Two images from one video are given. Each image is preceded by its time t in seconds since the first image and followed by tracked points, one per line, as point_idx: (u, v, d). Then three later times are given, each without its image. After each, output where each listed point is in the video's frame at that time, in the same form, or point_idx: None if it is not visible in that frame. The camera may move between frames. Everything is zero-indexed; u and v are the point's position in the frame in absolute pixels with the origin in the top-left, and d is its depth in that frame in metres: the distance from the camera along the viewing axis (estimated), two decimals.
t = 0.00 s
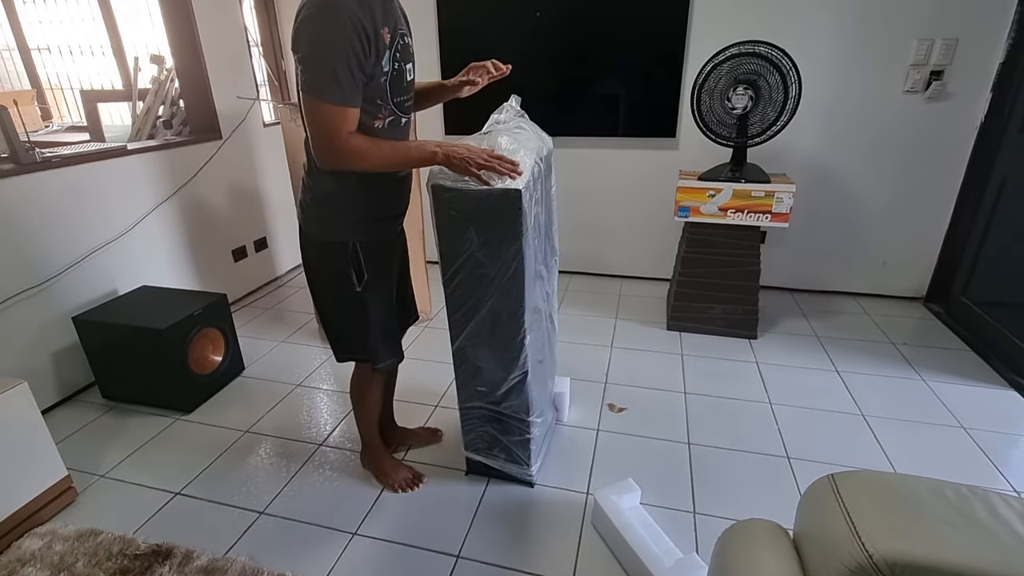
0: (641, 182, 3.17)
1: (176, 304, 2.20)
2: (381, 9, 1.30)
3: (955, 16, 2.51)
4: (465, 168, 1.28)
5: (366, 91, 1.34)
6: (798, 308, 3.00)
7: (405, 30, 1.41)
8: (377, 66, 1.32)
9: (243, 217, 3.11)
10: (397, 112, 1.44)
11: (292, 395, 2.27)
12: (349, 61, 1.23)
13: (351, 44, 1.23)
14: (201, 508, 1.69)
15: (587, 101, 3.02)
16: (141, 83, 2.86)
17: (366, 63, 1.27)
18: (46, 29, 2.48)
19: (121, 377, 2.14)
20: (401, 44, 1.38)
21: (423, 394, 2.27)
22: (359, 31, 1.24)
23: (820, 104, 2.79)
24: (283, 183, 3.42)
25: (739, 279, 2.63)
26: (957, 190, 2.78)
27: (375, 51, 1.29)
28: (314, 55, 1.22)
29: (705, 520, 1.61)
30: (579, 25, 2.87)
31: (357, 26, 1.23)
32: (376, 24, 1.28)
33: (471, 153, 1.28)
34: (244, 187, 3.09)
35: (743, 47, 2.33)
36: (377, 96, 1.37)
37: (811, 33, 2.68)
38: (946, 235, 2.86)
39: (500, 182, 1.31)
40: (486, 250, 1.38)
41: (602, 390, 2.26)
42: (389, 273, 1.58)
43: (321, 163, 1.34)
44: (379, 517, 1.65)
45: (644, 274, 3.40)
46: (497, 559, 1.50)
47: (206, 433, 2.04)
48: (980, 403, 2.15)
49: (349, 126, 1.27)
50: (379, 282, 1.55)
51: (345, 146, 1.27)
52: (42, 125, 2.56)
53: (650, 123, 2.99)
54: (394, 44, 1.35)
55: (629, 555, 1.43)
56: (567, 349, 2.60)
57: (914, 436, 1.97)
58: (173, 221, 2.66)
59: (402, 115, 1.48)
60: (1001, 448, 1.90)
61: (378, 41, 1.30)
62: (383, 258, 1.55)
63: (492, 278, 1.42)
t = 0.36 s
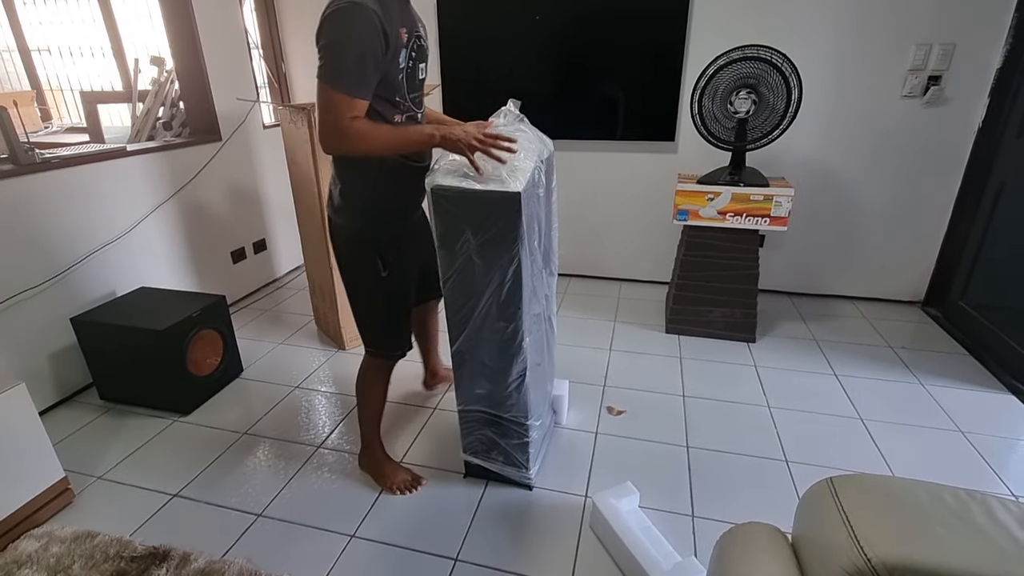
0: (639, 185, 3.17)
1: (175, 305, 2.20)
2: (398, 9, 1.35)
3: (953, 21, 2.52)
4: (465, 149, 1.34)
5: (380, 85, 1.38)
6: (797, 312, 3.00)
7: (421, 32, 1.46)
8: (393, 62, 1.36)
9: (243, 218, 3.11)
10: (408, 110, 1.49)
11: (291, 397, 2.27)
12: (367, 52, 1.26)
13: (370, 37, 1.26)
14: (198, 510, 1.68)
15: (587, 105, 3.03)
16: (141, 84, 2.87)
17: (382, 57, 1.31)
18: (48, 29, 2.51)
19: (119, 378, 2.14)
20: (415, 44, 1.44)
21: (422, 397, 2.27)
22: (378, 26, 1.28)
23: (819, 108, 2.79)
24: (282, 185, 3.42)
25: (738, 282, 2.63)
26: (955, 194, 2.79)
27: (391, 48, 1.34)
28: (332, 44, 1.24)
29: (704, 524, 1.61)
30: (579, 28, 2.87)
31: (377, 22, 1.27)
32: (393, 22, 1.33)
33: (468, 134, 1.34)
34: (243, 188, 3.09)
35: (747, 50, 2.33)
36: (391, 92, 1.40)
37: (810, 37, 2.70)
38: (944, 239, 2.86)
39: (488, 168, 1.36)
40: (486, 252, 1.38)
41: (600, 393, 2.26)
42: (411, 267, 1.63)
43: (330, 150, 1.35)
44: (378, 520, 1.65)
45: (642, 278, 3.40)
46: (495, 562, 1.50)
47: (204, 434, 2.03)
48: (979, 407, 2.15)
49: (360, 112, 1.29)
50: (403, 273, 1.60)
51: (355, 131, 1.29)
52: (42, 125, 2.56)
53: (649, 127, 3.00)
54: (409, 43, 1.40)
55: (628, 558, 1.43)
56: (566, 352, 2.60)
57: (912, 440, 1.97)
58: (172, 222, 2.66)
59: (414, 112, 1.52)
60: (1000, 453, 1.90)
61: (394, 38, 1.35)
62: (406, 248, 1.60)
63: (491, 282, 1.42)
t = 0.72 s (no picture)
0: (638, 190, 3.18)
1: (173, 306, 2.20)
2: (463, 30, 1.56)
3: (949, 29, 2.54)
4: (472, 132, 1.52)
5: (432, 86, 1.56)
6: (795, 316, 3.01)
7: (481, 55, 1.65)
8: (446, 70, 1.54)
9: (242, 220, 3.11)
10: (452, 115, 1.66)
11: (289, 399, 2.27)
12: (423, 55, 1.45)
13: (429, 44, 1.45)
14: (195, 512, 1.68)
15: (586, 109, 3.04)
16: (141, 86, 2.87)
17: (437, 63, 1.50)
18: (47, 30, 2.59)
19: (116, 380, 2.14)
20: (473, 63, 1.62)
21: (420, 399, 2.27)
22: (438, 36, 1.47)
23: (817, 113, 2.81)
24: (281, 186, 3.43)
25: (736, 286, 2.64)
26: (952, 200, 2.80)
27: (446, 59, 1.53)
28: (396, 42, 1.43)
29: (701, 528, 1.61)
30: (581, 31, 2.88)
31: (438, 33, 1.47)
32: (453, 37, 1.52)
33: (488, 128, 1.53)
34: (242, 190, 3.09)
35: (749, 55, 2.34)
36: (440, 95, 1.58)
37: (808, 44, 2.71)
38: (941, 244, 2.88)
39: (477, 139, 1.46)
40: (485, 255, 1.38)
41: (598, 397, 2.26)
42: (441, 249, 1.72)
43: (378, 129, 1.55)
44: (375, 522, 1.65)
45: (641, 281, 3.41)
46: (492, 566, 1.50)
47: (201, 436, 2.03)
48: (976, 413, 2.16)
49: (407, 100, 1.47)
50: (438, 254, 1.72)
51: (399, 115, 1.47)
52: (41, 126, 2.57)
53: (648, 131, 3.01)
54: (465, 60, 1.59)
55: (625, 562, 1.43)
56: (564, 355, 2.60)
57: (909, 445, 1.97)
58: (171, 223, 2.67)
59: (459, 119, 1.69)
60: (996, 458, 1.90)
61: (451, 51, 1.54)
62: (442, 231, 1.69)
63: (488, 286, 1.42)
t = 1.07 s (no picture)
0: (637, 193, 3.19)
1: (173, 305, 2.20)
2: (496, 53, 1.61)
3: (947, 35, 2.56)
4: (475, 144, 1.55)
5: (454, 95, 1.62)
6: (793, 320, 3.02)
7: (512, 80, 1.70)
8: (470, 86, 1.60)
9: (241, 220, 3.11)
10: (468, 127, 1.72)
11: (287, 399, 2.27)
12: (450, 67, 1.51)
13: (455, 60, 1.51)
14: (191, 512, 1.68)
15: (586, 112, 3.05)
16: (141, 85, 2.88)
17: (460, 79, 1.56)
18: (46, 30, 2.68)
19: (115, 379, 2.13)
20: (500, 86, 1.68)
21: (418, 401, 2.27)
22: (469, 54, 1.53)
23: (816, 118, 2.82)
24: (281, 187, 3.43)
25: (734, 290, 2.64)
26: (950, 206, 2.81)
27: (472, 78, 1.59)
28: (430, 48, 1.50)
29: (699, 531, 1.61)
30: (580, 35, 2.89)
31: (469, 52, 1.53)
32: (483, 59, 1.58)
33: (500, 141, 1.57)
34: (242, 190, 3.09)
35: (749, 60, 2.35)
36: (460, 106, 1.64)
37: (809, 49, 2.72)
38: (939, 249, 2.88)
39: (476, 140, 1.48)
40: (483, 257, 1.38)
41: (596, 399, 2.26)
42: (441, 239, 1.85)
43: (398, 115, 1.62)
44: (372, 524, 1.64)
45: (639, 284, 3.41)
46: (490, 568, 1.49)
47: (198, 437, 2.02)
48: (974, 418, 2.16)
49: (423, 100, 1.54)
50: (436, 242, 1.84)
51: (412, 112, 1.55)
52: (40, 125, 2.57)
53: (647, 135, 3.02)
54: (492, 82, 1.64)
55: (623, 566, 1.43)
56: (562, 357, 2.60)
57: (907, 450, 1.97)
58: (170, 223, 2.67)
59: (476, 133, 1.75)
60: (994, 464, 1.90)
61: (479, 70, 1.60)
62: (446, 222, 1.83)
63: (487, 288, 1.42)
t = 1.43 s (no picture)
0: (637, 195, 3.19)
1: (173, 306, 2.20)
2: (540, 100, 1.71)
3: (948, 38, 2.56)
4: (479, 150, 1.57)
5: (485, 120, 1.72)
6: (794, 322, 3.01)
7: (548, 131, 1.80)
8: (502, 119, 1.70)
9: (241, 221, 3.11)
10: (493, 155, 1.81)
11: (287, 400, 2.27)
12: (486, 91, 1.63)
13: (492, 86, 1.63)
14: (189, 513, 1.67)
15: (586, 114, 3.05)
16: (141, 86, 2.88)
17: (492, 107, 1.67)
18: (47, 30, 2.71)
19: (113, 380, 2.13)
20: (533, 132, 1.76)
21: (417, 403, 2.26)
22: (508, 87, 1.65)
23: (817, 121, 2.82)
24: (281, 189, 3.43)
25: (734, 292, 2.64)
26: (951, 208, 2.81)
27: (505, 112, 1.69)
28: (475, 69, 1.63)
29: (699, 534, 1.61)
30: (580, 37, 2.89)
31: (508, 86, 1.64)
32: (522, 100, 1.69)
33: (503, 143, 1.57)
34: (242, 191, 3.09)
35: (746, 64, 2.35)
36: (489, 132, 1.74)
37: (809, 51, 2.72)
38: (940, 252, 2.88)
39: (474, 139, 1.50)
40: (483, 259, 1.38)
41: (596, 402, 2.26)
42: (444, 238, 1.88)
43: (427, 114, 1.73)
44: (371, 526, 1.64)
45: (639, 286, 3.41)
46: (489, 570, 1.49)
47: (197, 438, 2.02)
48: (975, 421, 2.16)
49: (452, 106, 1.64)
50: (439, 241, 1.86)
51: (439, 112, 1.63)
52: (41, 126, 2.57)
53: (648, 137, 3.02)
54: (526, 124, 1.74)
55: (623, 569, 1.42)
56: (561, 359, 2.60)
57: (908, 453, 1.97)
58: (170, 224, 2.66)
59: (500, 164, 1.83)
60: (995, 467, 1.90)
61: (516, 108, 1.71)
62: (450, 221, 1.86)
63: (486, 290, 1.42)
